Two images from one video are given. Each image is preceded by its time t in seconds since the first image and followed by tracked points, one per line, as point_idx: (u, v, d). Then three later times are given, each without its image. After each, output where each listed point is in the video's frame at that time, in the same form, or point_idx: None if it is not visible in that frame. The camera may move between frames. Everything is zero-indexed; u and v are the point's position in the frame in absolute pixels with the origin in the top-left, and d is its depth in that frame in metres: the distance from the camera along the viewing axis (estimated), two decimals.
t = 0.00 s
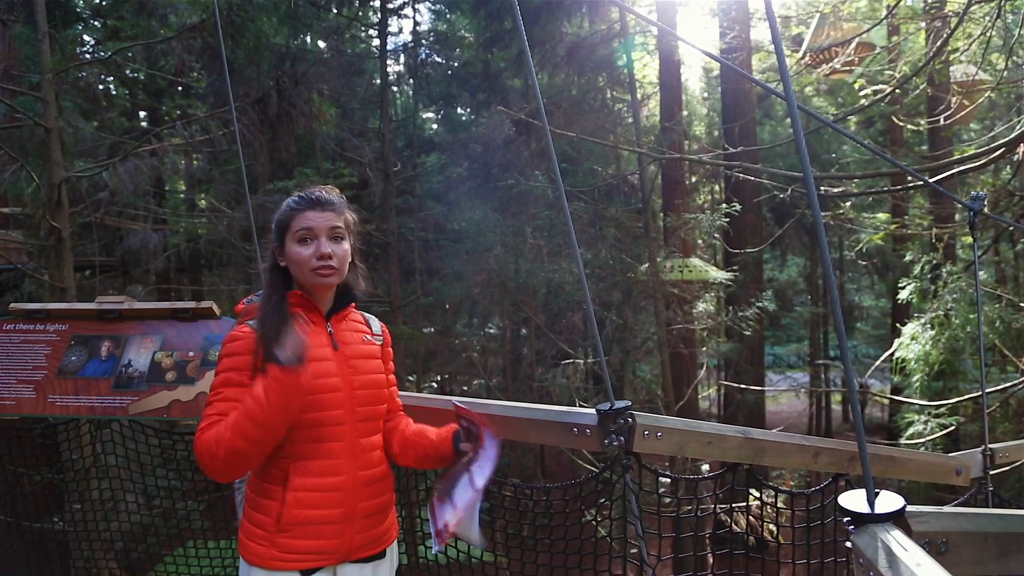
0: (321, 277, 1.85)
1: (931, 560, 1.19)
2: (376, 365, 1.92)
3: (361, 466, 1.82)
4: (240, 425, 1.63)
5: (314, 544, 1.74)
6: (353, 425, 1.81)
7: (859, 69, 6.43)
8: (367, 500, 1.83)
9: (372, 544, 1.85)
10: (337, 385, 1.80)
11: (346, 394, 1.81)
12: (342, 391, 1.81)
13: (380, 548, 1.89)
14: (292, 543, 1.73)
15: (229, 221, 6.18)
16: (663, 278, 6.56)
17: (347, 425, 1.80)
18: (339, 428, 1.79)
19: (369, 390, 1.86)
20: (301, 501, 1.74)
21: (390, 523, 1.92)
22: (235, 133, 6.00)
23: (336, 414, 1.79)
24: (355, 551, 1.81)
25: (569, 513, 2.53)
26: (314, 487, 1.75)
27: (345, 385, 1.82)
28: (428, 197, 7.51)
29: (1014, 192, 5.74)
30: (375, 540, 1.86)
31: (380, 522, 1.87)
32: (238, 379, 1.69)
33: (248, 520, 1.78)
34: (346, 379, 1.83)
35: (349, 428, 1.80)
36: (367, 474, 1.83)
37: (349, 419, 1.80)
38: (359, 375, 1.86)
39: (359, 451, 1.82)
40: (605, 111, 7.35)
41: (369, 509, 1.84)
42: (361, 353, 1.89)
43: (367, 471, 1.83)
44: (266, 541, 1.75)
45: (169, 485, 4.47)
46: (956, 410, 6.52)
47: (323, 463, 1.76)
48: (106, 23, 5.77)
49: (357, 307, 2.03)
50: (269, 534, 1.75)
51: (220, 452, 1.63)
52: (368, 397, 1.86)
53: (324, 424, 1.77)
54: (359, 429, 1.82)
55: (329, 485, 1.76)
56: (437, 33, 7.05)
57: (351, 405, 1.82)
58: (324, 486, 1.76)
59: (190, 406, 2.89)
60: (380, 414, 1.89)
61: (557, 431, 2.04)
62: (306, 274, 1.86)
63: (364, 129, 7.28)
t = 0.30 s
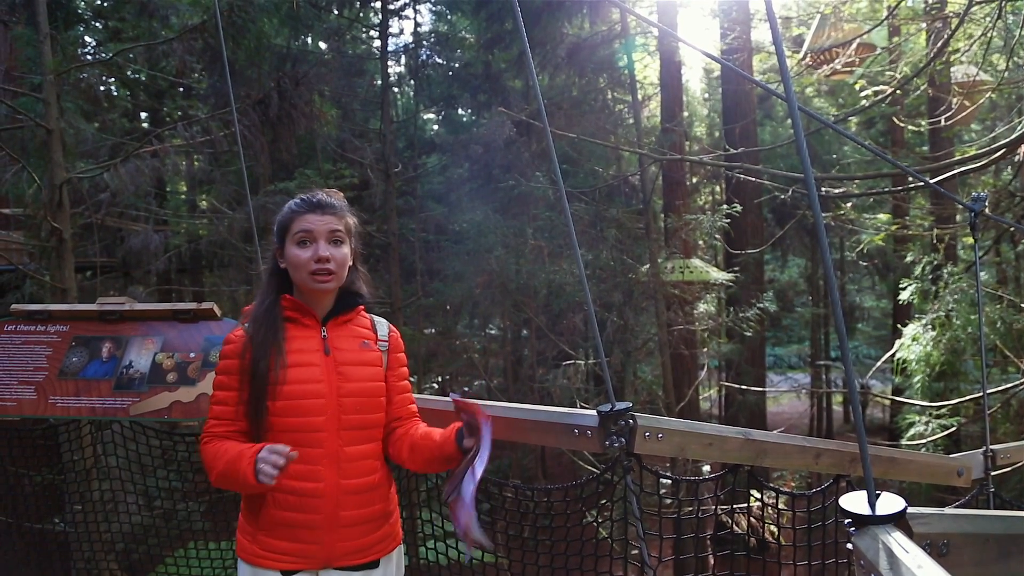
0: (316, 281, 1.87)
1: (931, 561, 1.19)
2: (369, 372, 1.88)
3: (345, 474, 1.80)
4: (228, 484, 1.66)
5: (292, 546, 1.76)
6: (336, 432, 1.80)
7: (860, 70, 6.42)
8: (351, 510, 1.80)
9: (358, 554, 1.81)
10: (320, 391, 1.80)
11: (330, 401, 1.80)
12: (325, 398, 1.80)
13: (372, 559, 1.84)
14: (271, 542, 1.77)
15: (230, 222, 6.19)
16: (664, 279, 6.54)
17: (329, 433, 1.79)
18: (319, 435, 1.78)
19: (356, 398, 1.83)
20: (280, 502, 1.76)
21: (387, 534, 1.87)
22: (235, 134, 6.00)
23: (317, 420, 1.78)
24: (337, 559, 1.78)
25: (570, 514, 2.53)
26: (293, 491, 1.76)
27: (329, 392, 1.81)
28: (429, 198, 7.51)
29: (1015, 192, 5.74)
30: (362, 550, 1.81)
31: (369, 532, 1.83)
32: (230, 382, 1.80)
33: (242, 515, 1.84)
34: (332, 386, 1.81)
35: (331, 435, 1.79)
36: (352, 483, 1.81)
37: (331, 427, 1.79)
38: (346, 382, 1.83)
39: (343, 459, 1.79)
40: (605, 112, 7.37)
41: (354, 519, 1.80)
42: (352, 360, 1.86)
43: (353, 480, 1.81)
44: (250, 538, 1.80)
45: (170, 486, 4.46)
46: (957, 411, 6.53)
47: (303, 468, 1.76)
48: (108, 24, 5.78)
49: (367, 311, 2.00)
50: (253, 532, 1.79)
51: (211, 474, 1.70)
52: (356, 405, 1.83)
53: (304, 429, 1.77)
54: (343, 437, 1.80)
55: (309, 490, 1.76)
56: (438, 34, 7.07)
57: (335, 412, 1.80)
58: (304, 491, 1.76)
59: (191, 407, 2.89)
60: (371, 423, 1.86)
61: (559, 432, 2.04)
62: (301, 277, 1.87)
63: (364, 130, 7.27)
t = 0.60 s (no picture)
0: (318, 284, 1.86)
1: (932, 561, 1.19)
2: (369, 373, 1.87)
3: (343, 474, 1.79)
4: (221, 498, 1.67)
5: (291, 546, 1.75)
6: (335, 432, 1.79)
7: (861, 70, 6.41)
8: (350, 511, 1.78)
9: (357, 555, 1.79)
10: (319, 392, 1.80)
11: (329, 402, 1.80)
12: (324, 399, 1.79)
13: (372, 560, 1.82)
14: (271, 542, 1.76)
15: (231, 223, 6.19)
16: (665, 279, 6.54)
17: (327, 434, 1.78)
18: (317, 435, 1.77)
19: (354, 399, 1.82)
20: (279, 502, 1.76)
21: (386, 536, 1.86)
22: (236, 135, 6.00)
23: (314, 420, 1.77)
24: (336, 559, 1.77)
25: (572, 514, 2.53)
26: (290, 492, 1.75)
27: (328, 393, 1.80)
28: (429, 199, 7.51)
29: (1015, 192, 5.74)
30: (361, 551, 1.80)
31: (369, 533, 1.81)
32: (232, 382, 1.80)
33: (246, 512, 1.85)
34: (331, 387, 1.81)
35: (329, 436, 1.78)
36: (351, 483, 1.79)
37: (329, 427, 1.78)
38: (345, 383, 1.82)
39: (341, 459, 1.79)
40: (606, 113, 7.36)
41: (353, 520, 1.79)
42: (352, 361, 1.85)
43: (352, 481, 1.79)
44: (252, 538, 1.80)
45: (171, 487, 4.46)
46: (957, 411, 6.54)
47: (301, 468, 1.76)
48: (108, 25, 5.78)
49: (369, 312, 1.98)
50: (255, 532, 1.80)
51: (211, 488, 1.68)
52: (355, 407, 1.82)
53: (302, 430, 1.77)
54: (342, 437, 1.79)
55: (307, 491, 1.75)
56: (438, 35, 7.08)
57: (334, 413, 1.79)
58: (302, 493, 1.75)
59: (191, 408, 2.89)
60: (370, 424, 1.84)
61: (559, 433, 2.04)
62: (303, 279, 1.88)
63: (364, 131, 7.27)
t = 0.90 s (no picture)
0: (345, 283, 1.87)
1: (934, 560, 1.19)
2: (378, 369, 1.93)
3: (357, 468, 1.83)
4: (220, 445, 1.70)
5: (306, 544, 1.76)
6: (349, 428, 1.83)
7: (861, 69, 6.39)
8: (363, 504, 1.83)
9: (366, 548, 1.85)
10: (334, 388, 1.82)
11: (343, 398, 1.83)
12: (338, 394, 1.82)
13: (377, 552, 1.88)
14: (284, 542, 1.76)
15: (231, 222, 6.19)
16: (665, 278, 6.54)
17: (342, 429, 1.81)
18: (333, 431, 1.80)
19: (366, 394, 1.87)
20: (294, 501, 1.76)
21: (390, 528, 1.92)
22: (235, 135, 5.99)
23: (330, 417, 1.80)
24: (348, 554, 1.81)
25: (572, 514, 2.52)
26: (307, 487, 1.77)
27: (342, 388, 1.83)
28: (429, 198, 7.48)
29: (1016, 191, 5.74)
30: (370, 544, 1.85)
31: (377, 526, 1.87)
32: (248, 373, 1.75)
33: (248, 515, 1.82)
34: (345, 383, 1.84)
35: (344, 431, 1.82)
36: (363, 477, 1.84)
37: (344, 422, 1.82)
38: (357, 379, 1.87)
39: (355, 454, 1.83)
40: (606, 112, 7.35)
41: (364, 513, 1.84)
42: (362, 357, 1.90)
43: (363, 474, 1.84)
44: (260, 539, 1.78)
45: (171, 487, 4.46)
46: (958, 410, 6.53)
47: (317, 464, 1.78)
48: (107, 25, 5.77)
49: (369, 309, 2.03)
50: (264, 533, 1.78)
51: (198, 434, 1.70)
52: (366, 400, 1.87)
53: (319, 426, 1.79)
54: (355, 432, 1.84)
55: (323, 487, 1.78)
56: (438, 34, 7.03)
57: (348, 408, 1.83)
58: (319, 487, 1.78)
59: (192, 407, 2.89)
60: (379, 418, 1.91)
61: (561, 432, 2.03)
62: (325, 276, 1.87)
63: (364, 130, 7.26)
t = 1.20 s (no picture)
0: (349, 281, 1.88)
1: (935, 560, 1.19)
2: (382, 365, 1.95)
3: (367, 463, 1.84)
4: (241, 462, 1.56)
5: (319, 540, 1.77)
6: (360, 423, 1.84)
7: (862, 68, 6.38)
8: (372, 499, 1.85)
9: (373, 543, 1.87)
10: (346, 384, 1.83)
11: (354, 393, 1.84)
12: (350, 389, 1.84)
13: (383, 547, 1.90)
14: (297, 539, 1.76)
15: (232, 221, 6.19)
16: (666, 277, 6.53)
17: (355, 424, 1.83)
18: (347, 426, 1.81)
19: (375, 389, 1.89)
20: (308, 497, 1.76)
21: (392, 522, 1.95)
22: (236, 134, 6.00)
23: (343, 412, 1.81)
24: (357, 550, 1.83)
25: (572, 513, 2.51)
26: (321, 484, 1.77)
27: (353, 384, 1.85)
28: (430, 197, 7.46)
29: (1017, 190, 5.74)
30: (377, 539, 1.88)
31: (383, 521, 1.90)
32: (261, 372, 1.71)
33: (254, 515, 1.80)
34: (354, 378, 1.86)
35: (356, 426, 1.83)
36: (372, 472, 1.86)
37: (357, 417, 1.83)
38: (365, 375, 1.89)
39: (366, 449, 1.85)
40: (606, 111, 7.34)
41: (374, 508, 1.86)
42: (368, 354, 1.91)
43: (373, 469, 1.86)
44: (271, 537, 1.77)
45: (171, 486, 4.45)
46: (958, 409, 6.54)
47: (332, 459, 1.78)
48: (108, 24, 5.76)
49: (366, 308, 2.05)
50: (275, 532, 1.77)
51: (237, 441, 1.56)
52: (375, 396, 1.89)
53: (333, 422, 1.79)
54: (366, 427, 1.85)
55: (336, 483, 1.78)
56: (438, 32, 7.09)
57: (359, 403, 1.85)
58: (333, 483, 1.78)
59: (192, 406, 2.89)
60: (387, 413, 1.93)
61: (561, 431, 2.03)
62: (331, 274, 1.88)
63: (365, 129, 7.26)
